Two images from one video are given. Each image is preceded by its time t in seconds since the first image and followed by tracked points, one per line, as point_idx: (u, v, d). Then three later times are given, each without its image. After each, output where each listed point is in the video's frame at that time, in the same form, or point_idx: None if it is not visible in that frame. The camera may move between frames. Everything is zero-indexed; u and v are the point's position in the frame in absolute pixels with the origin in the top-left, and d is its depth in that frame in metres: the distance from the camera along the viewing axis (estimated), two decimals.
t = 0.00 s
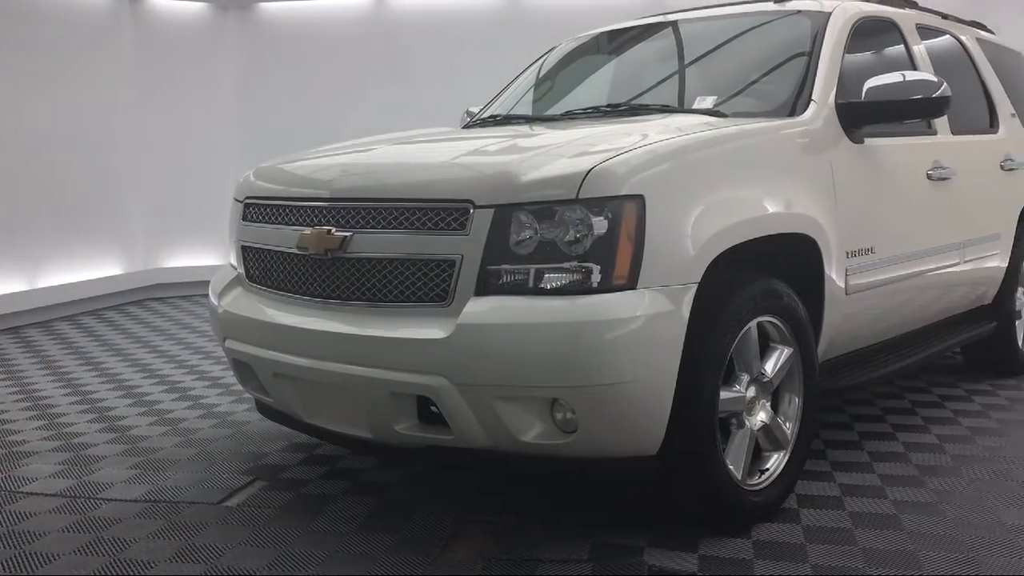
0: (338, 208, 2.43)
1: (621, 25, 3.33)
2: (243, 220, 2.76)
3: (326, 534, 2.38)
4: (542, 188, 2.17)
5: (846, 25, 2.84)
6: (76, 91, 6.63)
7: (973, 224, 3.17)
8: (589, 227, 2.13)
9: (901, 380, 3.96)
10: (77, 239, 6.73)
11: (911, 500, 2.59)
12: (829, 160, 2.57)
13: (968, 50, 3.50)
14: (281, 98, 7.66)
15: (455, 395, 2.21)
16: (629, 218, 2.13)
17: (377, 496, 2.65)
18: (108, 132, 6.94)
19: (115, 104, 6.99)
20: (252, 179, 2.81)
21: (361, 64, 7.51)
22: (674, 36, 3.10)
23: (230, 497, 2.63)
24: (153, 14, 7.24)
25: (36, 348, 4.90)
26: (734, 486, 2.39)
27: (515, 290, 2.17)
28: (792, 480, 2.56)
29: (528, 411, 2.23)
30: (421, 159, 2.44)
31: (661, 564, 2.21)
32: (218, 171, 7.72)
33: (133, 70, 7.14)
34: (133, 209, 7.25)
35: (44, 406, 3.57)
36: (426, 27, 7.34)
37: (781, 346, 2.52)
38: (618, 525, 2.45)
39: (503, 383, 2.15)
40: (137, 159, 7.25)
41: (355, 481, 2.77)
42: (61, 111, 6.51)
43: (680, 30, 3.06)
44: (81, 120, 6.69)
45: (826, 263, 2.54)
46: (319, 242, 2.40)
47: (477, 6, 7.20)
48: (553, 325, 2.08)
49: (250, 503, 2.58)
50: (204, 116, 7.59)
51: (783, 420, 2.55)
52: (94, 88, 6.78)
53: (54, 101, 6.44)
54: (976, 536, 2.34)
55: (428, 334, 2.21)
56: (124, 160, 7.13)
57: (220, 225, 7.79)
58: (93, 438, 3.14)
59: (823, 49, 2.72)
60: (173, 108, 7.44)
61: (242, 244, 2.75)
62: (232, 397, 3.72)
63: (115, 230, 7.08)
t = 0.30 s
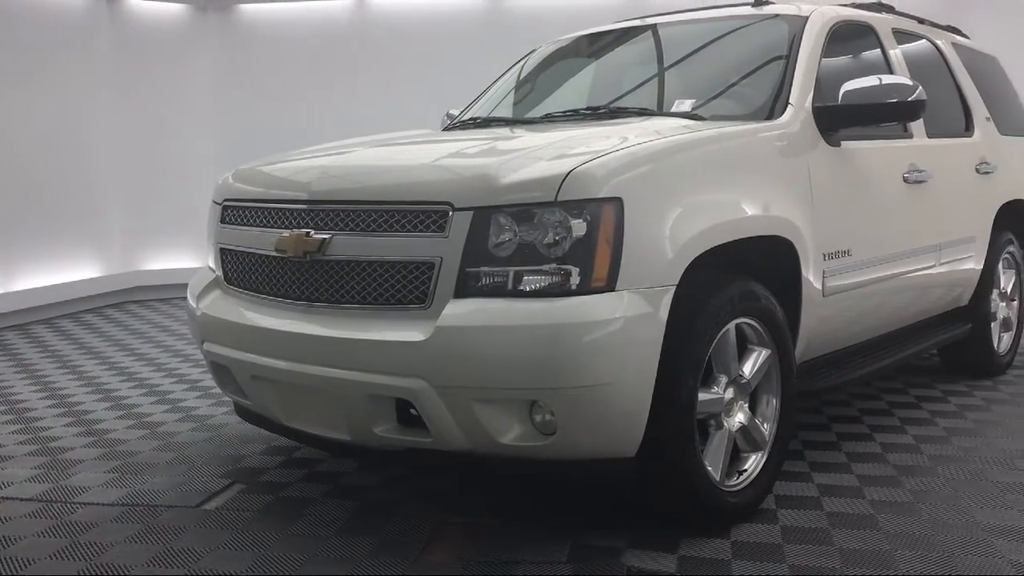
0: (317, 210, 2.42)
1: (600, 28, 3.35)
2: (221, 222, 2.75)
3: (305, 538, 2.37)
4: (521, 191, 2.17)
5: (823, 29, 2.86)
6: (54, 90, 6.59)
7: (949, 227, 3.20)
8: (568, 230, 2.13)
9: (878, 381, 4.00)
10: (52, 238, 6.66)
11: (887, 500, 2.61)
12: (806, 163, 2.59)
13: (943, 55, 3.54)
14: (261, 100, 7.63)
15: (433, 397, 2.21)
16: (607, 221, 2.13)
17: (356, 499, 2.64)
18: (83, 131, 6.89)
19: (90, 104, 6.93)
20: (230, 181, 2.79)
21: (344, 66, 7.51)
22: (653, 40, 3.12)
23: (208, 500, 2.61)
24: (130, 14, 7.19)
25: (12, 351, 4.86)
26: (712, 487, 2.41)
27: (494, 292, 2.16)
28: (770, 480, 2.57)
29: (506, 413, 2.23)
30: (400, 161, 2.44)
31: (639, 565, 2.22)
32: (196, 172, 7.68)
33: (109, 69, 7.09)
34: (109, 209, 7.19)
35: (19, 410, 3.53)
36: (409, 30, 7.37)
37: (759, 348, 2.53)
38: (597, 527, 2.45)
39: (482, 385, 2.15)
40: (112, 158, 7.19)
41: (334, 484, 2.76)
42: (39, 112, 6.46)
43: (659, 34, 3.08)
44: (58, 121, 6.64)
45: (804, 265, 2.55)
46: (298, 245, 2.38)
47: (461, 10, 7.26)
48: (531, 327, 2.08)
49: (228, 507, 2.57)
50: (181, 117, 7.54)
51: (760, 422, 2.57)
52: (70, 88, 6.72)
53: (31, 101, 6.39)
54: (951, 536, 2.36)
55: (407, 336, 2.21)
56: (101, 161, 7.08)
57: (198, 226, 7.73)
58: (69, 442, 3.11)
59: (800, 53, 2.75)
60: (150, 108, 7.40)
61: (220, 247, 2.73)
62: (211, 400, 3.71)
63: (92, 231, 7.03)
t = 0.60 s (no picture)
0: (297, 211, 2.41)
1: (581, 30, 3.36)
2: (200, 223, 2.74)
3: (286, 540, 2.36)
4: (501, 191, 2.17)
5: (803, 31, 2.88)
6: (33, 90, 6.53)
7: (927, 228, 3.23)
8: (549, 230, 2.13)
9: (857, 381, 4.03)
10: (30, 239, 6.60)
11: (865, 500, 2.63)
12: (786, 165, 2.60)
13: (921, 57, 3.57)
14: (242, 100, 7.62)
15: (413, 398, 2.20)
16: (588, 222, 2.13)
17: (336, 501, 2.63)
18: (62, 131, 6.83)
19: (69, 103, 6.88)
20: (209, 182, 2.78)
21: (325, 67, 7.50)
22: (634, 41, 3.13)
23: (187, 503, 2.60)
24: (110, 14, 7.14)
25: None
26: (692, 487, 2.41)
27: (475, 293, 2.16)
28: (749, 481, 2.59)
29: (487, 414, 2.23)
30: (381, 162, 2.43)
31: (619, 565, 2.22)
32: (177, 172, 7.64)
33: (89, 69, 7.04)
34: (87, 209, 7.13)
35: None
36: (390, 30, 7.37)
37: (738, 348, 2.54)
38: (576, 527, 2.46)
39: (462, 385, 2.15)
40: (91, 158, 7.14)
41: (314, 486, 2.75)
42: (17, 111, 6.40)
43: (640, 36, 3.09)
44: (36, 120, 6.58)
45: (782, 266, 2.57)
46: (277, 246, 2.37)
47: (441, 10, 7.25)
48: (511, 327, 2.08)
49: (207, 509, 2.55)
50: (162, 117, 7.50)
51: (740, 422, 2.58)
52: (48, 87, 6.66)
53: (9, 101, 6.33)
54: (928, 535, 2.38)
55: (387, 337, 2.20)
56: (80, 161, 7.02)
57: (179, 227, 7.70)
58: (46, 445, 3.08)
59: (780, 55, 2.76)
60: (130, 108, 7.35)
61: (200, 248, 2.72)
62: (191, 402, 3.69)
63: (70, 231, 6.97)
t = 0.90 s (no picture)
0: (274, 211, 2.40)
1: (561, 31, 3.37)
2: (178, 223, 2.72)
3: (263, 540, 2.35)
4: (480, 191, 2.17)
5: (781, 32, 2.89)
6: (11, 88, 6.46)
7: (903, 228, 3.26)
8: (527, 230, 2.13)
9: (836, 380, 4.06)
10: (9, 238, 6.53)
11: (843, 498, 2.65)
12: (764, 165, 2.62)
13: (899, 59, 3.60)
14: (221, 99, 7.59)
15: (391, 398, 2.20)
16: (566, 221, 2.14)
17: (314, 502, 2.63)
18: (41, 128, 6.77)
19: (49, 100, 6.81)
20: (187, 181, 2.76)
21: (306, 67, 7.49)
22: (614, 42, 3.13)
23: (163, 504, 2.58)
24: (88, 12, 7.07)
25: None
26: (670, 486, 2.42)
27: (453, 292, 2.15)
28: (727, 480, 2.60)
29: (465, 413, 2.22)
30: (359, 161, 2.42)
31: (597, 565, 2.23)
32: (158, 170, 7.61)
33: (67, 68, 6.98)
34: (68, 206, 7.08)
35: None
36: (371, 28, 7.35)
37: (717, 348, 2.55)
38: (555, 527, 2.46)
39: (440, 386, 2.14)
40: (70, 157, 7.07)
41: (293, 486, 2.74)
42: None
43: (619, 36, 3.09)
44: (15, 119, 6.51)
45: (760, 266, 2.58)
46: (255, 245, 2.36)
47: (423, 8, 7.25)
48: (490, 327, 2.08)
49: (184, 510, 2.54)
50: (141, 116, 7.45)
51: (719, 422, 2.59)
52: (26, 84, 6.58)
53: None
54: (905, 533, 2.40)
55: (365, 338, 2.19)
56: (59, 160, 6.96)
57: (161, 223, 7.67)
58: (22, 447, 3.06)
59: (758, 56, 2.78)
60: (110, 107, 7.29)
61: (177, 248, 2.70)
62: (169, 404, 3.67)
63: (49, 231, 6.91)
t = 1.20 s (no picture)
0: (251, 209, 2.39)
1: (540, 30, 3.37)
2: (153, 222, 2.69)
3: (240, 541, 2.34)
4: (457, 190, 2.16)
5: (757, 33, 2.91)
6: None
7: (879, 228, 3.28)
8: (505, 229, 2.12)
9: (813, 378, 4.09)
10: None
11: (819, 496, 2.66)
12: (741, 165, 2.63)
13: (875, 60, 3.63)
14: (199, 98, 7.54)
15: (368, 398, 2.19)
16: (544, 220, 2.13)
17: (291, 502, 2.61)
18: (19, 126, 6.68)
19: (26, 97, 6.73)
20: (162, 180, 2.74)
21: (286, 65, 7.46)
22: (593, 42, 3.14)
23: (139, 505, 2.56)
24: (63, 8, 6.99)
25: None
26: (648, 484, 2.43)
27: (431, 291, 2.15)
28: (704, 478, 2.61)
29: (442, 412, 2.22)
30: (336, 159, 2.41)
31: (575, 563, 2.23)
32: (134, 168, 7.55)
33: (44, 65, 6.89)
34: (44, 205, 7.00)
35: None
36: (350, 27, 7.35)
37: (694, 347, 2.56)
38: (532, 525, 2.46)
39: (417, 385, 2.13)
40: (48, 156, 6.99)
41: (270, 487, 2.73)
42: None
43: (598, 36, 3.10)
44: None
45: (737, 265, 2.59)
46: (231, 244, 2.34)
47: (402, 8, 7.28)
48: (468, 326, 2.07)
49: (159, 511, 2.52)
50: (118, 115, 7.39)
51: (696, 420, 2.60)
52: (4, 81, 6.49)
53: None
54: (880, 530, 2.42)
55: (342, 337, 2.18)
56: (37, 158, 6.88)
57: (136, 222, 7.61)
58: None
59: (735, 56, 2.79)
60: (87, 105, 7.22)
61: (153, 247, 2.68)
62: (145, 404, 3.64)
63: (28, 231, 6.83)
